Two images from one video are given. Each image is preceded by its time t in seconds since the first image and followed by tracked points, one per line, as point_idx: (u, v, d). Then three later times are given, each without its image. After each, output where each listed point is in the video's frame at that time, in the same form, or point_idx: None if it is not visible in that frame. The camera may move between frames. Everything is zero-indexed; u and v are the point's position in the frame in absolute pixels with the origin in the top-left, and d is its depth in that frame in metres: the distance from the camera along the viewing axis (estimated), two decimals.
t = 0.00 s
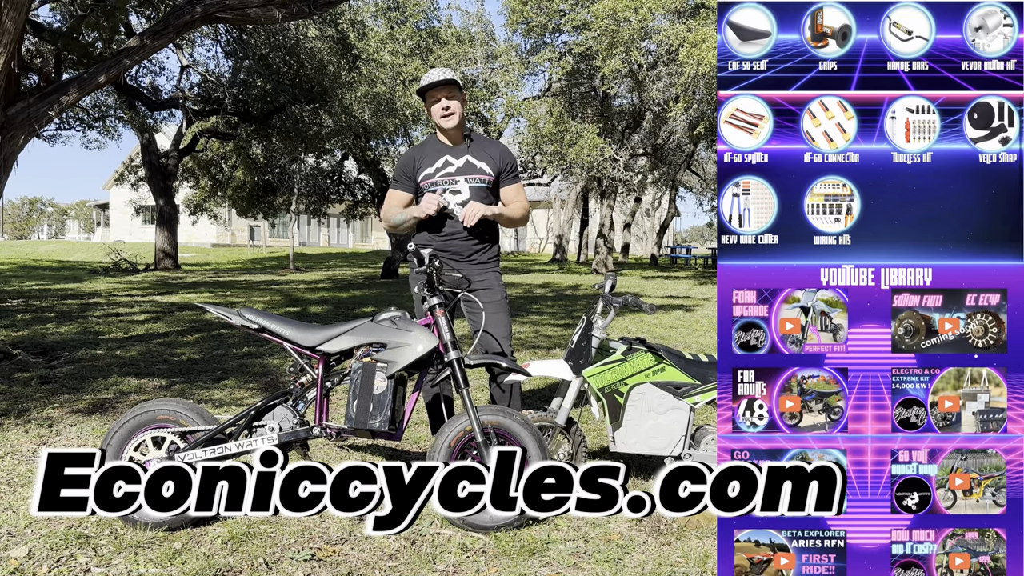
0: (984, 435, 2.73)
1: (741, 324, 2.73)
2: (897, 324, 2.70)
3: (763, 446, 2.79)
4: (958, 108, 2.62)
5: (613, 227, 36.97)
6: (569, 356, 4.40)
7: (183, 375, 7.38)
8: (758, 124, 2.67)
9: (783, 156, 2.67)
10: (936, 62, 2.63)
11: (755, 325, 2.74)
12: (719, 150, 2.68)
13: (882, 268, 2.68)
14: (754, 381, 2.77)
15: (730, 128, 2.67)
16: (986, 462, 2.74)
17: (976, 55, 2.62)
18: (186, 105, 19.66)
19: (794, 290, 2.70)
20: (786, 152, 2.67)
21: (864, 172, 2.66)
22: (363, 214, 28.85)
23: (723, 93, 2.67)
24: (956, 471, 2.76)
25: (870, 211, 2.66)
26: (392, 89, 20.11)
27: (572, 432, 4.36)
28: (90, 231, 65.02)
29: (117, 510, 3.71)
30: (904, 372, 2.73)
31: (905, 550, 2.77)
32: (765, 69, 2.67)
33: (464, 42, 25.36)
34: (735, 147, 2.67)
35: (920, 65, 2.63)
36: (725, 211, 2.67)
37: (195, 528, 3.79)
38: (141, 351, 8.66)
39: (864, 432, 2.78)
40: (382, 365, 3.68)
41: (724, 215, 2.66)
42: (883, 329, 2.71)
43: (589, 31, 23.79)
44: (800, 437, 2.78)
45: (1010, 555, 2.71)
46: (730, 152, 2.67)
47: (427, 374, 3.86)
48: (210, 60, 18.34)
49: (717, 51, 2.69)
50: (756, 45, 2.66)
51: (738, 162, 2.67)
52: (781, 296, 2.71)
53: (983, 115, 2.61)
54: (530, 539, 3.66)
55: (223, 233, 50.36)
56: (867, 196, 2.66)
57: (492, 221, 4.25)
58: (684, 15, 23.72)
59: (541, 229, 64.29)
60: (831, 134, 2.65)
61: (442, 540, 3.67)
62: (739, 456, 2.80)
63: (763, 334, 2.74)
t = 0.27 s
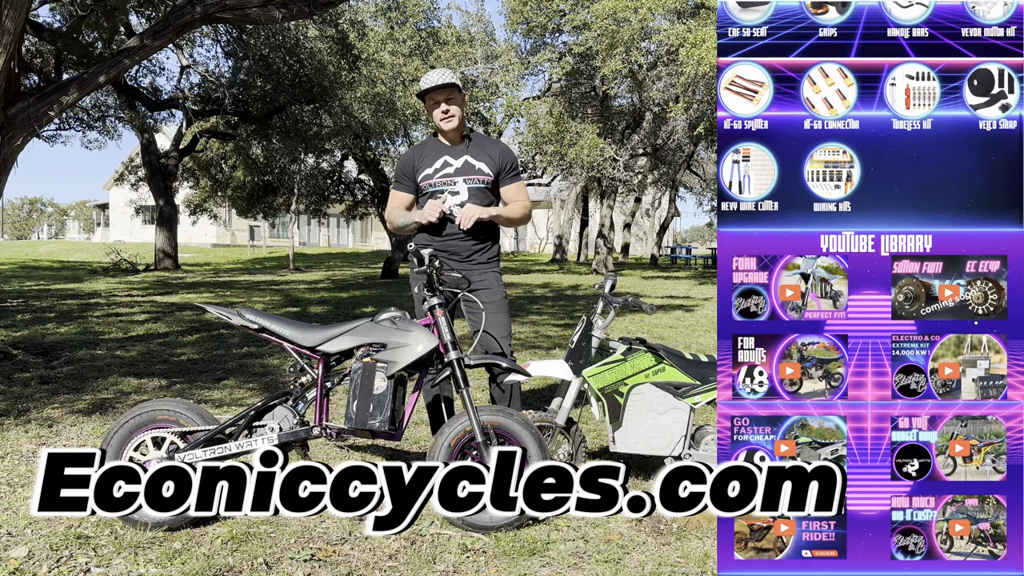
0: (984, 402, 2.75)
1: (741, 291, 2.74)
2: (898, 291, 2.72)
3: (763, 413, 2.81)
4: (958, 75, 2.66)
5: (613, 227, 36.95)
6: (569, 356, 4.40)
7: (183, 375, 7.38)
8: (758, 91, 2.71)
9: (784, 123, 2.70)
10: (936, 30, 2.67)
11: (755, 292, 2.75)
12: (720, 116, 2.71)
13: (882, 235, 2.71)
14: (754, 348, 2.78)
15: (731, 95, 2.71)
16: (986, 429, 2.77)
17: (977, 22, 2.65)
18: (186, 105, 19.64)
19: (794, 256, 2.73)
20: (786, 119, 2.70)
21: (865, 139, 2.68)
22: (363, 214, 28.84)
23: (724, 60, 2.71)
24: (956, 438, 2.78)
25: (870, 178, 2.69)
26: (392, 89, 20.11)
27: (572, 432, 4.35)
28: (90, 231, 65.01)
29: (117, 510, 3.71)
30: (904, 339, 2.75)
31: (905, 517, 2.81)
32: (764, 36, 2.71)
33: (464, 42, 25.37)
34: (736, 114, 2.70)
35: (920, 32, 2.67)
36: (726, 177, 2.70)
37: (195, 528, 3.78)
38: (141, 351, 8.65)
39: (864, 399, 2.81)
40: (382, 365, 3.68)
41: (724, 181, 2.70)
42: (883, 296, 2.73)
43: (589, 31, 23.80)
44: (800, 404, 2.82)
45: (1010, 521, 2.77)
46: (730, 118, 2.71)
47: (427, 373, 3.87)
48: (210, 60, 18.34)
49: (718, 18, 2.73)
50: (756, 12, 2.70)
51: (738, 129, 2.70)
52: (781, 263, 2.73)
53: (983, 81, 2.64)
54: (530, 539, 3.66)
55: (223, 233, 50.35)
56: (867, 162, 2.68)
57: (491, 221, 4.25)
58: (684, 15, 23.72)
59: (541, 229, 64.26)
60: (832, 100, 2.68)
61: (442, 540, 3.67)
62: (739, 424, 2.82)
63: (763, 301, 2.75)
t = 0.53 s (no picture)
0: (984, 369, 2.70)
1: (741, 258, 2.69)
2: (897, 259, 2.68)
3: (763, 379, 2.77)
4: (958, 42, 2.63)
5: (613, 227, 36.95)
6: (569, 356, 4.40)
7: (183, 375, 7.37)
8: (758, 58, 2.66)
9: (783, 91, 2.66)
10: None
11: (755, 259, 2.70)
12: (719, 83, 2.66)
13: (882, 203, 2.66)
14: (754, 315, 2.73)
15: (731, 62, 2.65)
16: (986, 396, 2.72)
17: None
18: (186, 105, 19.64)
19: (794, 223, 2.68)
20: (786, 86, 2.66)
21: (864, 107, 2.65)
22: (364, 215, 28.83)
23: (723, 27, 2.66)
24: (956, 405, 2.73)
25: (870, 146, 2.65)
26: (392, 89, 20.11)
27: (572, 432, 4.35)
28: (90, 231, 65.04)
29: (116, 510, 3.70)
30: (904, 306, 2.71)
31: (905, 485, 2.77)
32: (764, 3, 2.65)
33: (463, 42, 25.39)
34: (735, 81, 2.66)
35: None
36: (725, 144, 2.66)
37: (194, 527, 3.78)
38: (141, 351, 8.65)
39: (864, 366, 2.77)
40: (382, 365, 3.68)
41: (724, 148, 2.65)
42: (883, 263, 2.69)
43: (589, 31, 23.80)
44: (800, 371, 2.77)
45: (1010, 489, 2.72)
46: (730, 86, 2.66)
47: (427, 374, 3.86)
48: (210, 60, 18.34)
49: None
50: None
51: (738, 96, 2.66)
52: (781, 231, 2.68)
53: (983, 49, 2.61)
54: (530, 539, 3.66)
55: (223, 233, 50.36)
56: (867, 130, 2.65)
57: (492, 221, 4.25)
58: (684, 15, 23.71)
59: (541, 229, 64.27)
60: (832, 67, 2.65)
61: (442, 540, 3.67)
62: (739, 391, 2.78)
63: (763, 269, 2.71)
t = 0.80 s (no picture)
0: (984, 350, 2.71)
1: (741, 240, 2.69)
2: (898, 240, 2.67)
3: (763, 361, 2.77)
4: (958, 24, 2.63)
5: (613, 227, 36.93)
6: (569, 356, 4.39)
7: (183, 375, 7.37)
8: (758, 40, 2.66)
9: (783, 73, 2.66)
10: None
11: (755, 241, 2.70)
12: (720, 66, 2.66)
13: (882, 184, 2.66)
14: (754, 297, 2.73)
15: (731, 44, 2.66)
16: (985, 377, 2.72)
17: None
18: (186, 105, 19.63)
19: (794, 205, 2.68)
20: (786, 68, 2.66)
21: (865, 88, 2.65)
22: (363, 215, 28.83)
23: (723, 10, 2.68)
24: (955, 387, 2.74)
25: (870, 128, 2.65)
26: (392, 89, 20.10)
27: (572, 432, 4.34)
28: (90, 231, 64.97)
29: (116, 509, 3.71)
30: (904, 288, 2.71)
31: (905, 466, 2.77)
32: None
33: (463, 42, 25.40)
34: (735, 63, 2.66)
35: None
36: (725, 126, 2.66)
37: (194, 527, 3.79)
38: (140, 351, 8.65)
39: (864, 347, 2.77)
40: (382, 364, 3.67)
41: (724, 130, 2.66)
42: (883, 245, 2.69)
43: (589, 31, 23.80)
44: (800, 353, 2.78)
45: (1009, 470, 2.73)
46: (730, 68, 2.66)
47: (427, 374, 3.86)
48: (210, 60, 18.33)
49: None
50: None
51: (738, 78, 2.66)
52: (781, 213, 2.68)
53: (982, 31, 2.61)
54: (530, 539, 3.66)
55: (222, 233, 50.33)
56: (867, 112, 2.65)
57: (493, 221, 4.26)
58: (684, 15, 23.71)
59: (541, 229, 64.25)
60: (832, 49, 2.65)
61: (441, 540, 3.67)
62: (739, 372, 2.78)
63: (763, 251, 2.71)
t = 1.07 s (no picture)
0: (984, 350, 2.71)
1: (741, 239, 2.69)
2: (897, 239, 2.68)
3: (763, 360, 2.77)
4: (958, 23, 2.63)
5: (613, 227, 36.91)
6: (569, 356, 4.39)
7: (183, 375, 7.37)
8: (758, 39, 2.67)
9: (784, 72, 2.66)
10: None
11: (755, 240, 2.70)
12: (720, 64, 2.66)
13: (882, 183, 2.66)
14: (754, 296, 2.73)
15: (731, 43, 2.66)
16: (985, 376, 2.71)
17: None
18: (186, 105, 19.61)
19: (794, 205, 2.68)
20: (786, 67, 2.66)
21: (865, 87, 2.65)
22: (363, 214, 28.82)
23: (723, 9, 2.68)
24: (955, 386, 2.73)
25: (870, 126, 2.65)
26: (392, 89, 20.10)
27: (572, 432, 4.34)
28: (90, 231, 64.90)
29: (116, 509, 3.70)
30: (904, 288, 2.71)
31: (905, 466, 2.77)
32: None
33: (463, 42, 25.41)
34: (735, 62, 2.66)
35: None
36: (725, 125, 2.66)
37: (194, 528, 3.79)
38: (140, 351, 8.65)
39: (864, 346, 2.76)
40: (382, 365, 3.67)
41: (724, 129, 2.66)
42: (883, 244, 2.69)
43: (589, 31, 23.81)
44: (800, 352, 2.78)
45: (1010, 469, 2.73)
46: (730, 67, 2.66)
47: (427, 374, 3.86)
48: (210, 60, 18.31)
49: None
50: None
51: (739, 77, 2.66)
52: (781, 212, 2.68)
53: (982, 30, 2.61)
54: (530, 539, 3.66)
55: (222, 233, 50.31)
56: (867, 111, 2.65)
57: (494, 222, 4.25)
58: (684, 15, 23.71)
59: (541, 229, 64.24)
60: (832, 48, 2.65)
61: (441, 540, 3.67)
62: (739, 371, 2.78)
63: (763, 250, 2.71)
